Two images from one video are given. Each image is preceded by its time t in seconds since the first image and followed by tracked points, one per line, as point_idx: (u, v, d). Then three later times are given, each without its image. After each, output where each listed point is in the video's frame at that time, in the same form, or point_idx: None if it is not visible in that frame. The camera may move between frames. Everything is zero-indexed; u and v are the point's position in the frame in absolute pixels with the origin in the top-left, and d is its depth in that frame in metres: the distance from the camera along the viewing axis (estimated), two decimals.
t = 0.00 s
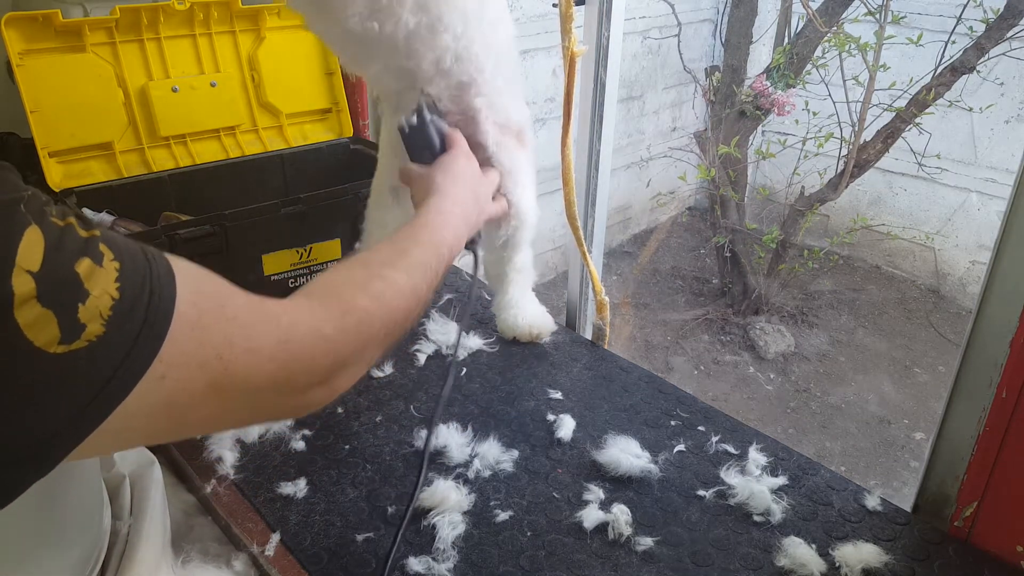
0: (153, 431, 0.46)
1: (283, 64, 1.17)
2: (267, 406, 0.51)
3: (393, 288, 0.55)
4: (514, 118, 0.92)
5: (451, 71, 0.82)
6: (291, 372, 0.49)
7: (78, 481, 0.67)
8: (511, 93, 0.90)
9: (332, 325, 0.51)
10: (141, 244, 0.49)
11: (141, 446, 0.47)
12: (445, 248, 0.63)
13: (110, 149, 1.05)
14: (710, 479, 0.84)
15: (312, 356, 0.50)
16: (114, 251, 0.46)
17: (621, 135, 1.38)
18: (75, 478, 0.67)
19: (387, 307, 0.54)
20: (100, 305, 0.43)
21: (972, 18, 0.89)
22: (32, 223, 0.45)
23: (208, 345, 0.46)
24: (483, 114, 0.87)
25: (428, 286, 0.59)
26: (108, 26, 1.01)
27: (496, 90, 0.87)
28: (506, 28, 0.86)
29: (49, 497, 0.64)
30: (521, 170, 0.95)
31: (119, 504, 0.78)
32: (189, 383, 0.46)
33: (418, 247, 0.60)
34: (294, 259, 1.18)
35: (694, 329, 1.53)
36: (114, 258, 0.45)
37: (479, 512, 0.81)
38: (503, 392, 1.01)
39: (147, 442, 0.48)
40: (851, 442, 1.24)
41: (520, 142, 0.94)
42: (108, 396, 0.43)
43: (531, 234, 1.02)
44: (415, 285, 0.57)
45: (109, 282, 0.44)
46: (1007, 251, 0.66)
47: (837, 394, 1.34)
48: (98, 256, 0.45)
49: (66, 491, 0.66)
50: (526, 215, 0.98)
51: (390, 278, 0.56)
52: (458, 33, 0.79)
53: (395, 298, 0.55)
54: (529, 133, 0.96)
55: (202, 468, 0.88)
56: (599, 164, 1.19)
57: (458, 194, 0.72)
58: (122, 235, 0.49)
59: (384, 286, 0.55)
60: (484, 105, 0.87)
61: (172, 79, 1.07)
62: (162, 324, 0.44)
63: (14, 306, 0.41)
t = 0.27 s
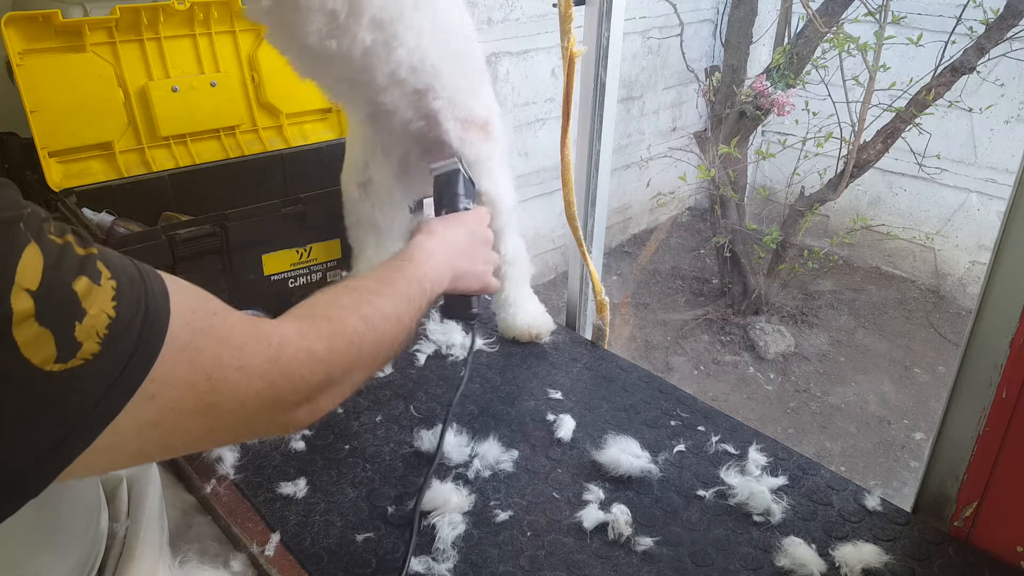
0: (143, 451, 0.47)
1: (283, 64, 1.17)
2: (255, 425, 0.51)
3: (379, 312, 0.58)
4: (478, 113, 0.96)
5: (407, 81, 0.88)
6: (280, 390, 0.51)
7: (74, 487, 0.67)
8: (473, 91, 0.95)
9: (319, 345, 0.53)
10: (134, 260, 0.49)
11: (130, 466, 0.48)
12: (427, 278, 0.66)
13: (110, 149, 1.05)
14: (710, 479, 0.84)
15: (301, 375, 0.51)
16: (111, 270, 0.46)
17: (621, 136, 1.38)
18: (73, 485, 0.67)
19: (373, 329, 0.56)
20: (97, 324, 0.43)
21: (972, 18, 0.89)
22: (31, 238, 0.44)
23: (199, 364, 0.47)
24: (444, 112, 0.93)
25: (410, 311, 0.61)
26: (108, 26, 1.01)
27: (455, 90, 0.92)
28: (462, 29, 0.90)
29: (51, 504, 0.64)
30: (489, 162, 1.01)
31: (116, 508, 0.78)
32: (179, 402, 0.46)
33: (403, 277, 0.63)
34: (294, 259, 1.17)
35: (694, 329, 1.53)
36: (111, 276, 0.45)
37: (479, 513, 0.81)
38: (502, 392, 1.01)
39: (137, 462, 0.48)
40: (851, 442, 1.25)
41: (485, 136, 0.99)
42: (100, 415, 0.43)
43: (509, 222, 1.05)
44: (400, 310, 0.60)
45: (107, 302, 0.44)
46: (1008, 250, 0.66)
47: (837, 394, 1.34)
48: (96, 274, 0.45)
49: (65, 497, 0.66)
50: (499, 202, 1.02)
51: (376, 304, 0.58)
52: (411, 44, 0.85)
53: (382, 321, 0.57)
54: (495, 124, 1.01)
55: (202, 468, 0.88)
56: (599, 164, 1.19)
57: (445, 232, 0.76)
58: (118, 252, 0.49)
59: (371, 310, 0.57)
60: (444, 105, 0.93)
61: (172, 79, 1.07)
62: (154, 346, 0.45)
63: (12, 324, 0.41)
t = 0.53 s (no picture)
0: (155, 422, 0.47)
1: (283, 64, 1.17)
2: (263, 393, 0.52)
3: (374, 280, 0.59)
4: (471, 112, 0.96)
5: (395, 80, 0.89)
6: (287, 357, 0.51)
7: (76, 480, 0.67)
8: (469, 89, 0.95)
9: (320, 312, 0.53)
10: (142, 240, 0.49)
11: (141, 437, 0.48)
12: (415, 250, 0.68)
13: (110, 149, 1.05)
14: (710, 479, 0.84)
15: (307, 341, 0.52)
16: (122, 249, 0.46)
17: (621, 135, 1.38)
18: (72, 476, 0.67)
19: (370, 295, 0.57)
20: (115, 300, 0.44)
21: (972, 18, 0.89)
22: (48, 223, 0.44)
23: (209, 335, 0.47)
24: (436, 113, 0.94)
25: (400, 277, 0.62)
26: (108, 26, 1.01)
27: (450, 89, 0.92)
28: (451, 26, 0.90)
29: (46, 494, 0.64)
30: (488, 159, 1.00)
31: (116, 506, 0.77)
32: (190, 372, 0.47)
33: (390, 250, 0.65)
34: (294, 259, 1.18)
35: (694, 329, 1.53)
36: (123, 254, 0.46)
37: (479, 512, 0.81)
38: (502, 392, 1.01)
39: (149, 433, 0.48)
40: (851, 443, 1.25)
41: (482, 133, 0.99)
42: (117, 391, 0.44)
43: (506, 221, 1.05)
44: (392, 278, 0.61)
45: (121, 279, 0.44)
46: (1008, 251, 0.66)
47: (837, 394, 1.34)
48: (108, 253, 0.45)
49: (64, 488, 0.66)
50: (494, 201, 1.02)
51: (369, 273, 0.59)
52: (397, 45, 0.85)
53: (377, 289, 0.59)
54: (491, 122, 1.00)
55: (202, 468, 0.88)
56: (599, 164, 1.19)
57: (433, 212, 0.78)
58: (125, 232, 0.49)
59: (366, 279, 0.58)
60: (436, 105, 0.93)
61: (172, 79, 1.07)
62: (164, 318, 0.45)
63: (37, 304, 0.41)
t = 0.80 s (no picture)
0: (173, 393, 0.49)
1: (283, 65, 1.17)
2: (272, 365, 0.55)
3: (374, 258, 0.62)
4: (475, 110, 0.96)
5: (399, 73, 0.88)
6: (294, 329, 0.54)
7: (75, 478, 0.67)
8: (472, 87, 0.95)
9: (324, 286, 0.56)
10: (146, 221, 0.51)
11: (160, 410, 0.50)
12: (412, 232, 0.70)
13: (110, 149, 1.05)
14: (710, 479, 0.84)
15: (313, 314, 0.55)
16: (130, 227, 0.48)
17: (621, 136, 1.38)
18: (72, 474, 0.66)
19: (370, 271, 0.60)
20: (128, 276, 0.45)
21: (972, 18, 0.89)
22: (61, 200, 0.45)
23: (219, 307, 0.50)
24: (439, 109, 0.93)
25: (400, 256, 0.65)
26: (108, 26, 1.01)
27: (453, 86, 0.92)
28: (453, 22, 0.90)
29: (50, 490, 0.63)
30: (490, 157, 1.00)
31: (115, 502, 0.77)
32: (205, 344, 0.49)
33: (386, 232, 0.68)
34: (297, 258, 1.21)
35: (694, 329, 1.53)
36: (132, 232, 0.47)
37: (479, 512, 0.81)
38: (502, 392, 1.01)
39: (167, 407, 0.50)
40: (851, 443, 1.25)
41: (485, 132, 0.98)
42: (134, 362, 0.45)
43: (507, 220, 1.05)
44: (391, 256, 0.64)
45: (133, 255, 0.46)
46: (1008, 251, 0.66)
47: (837, 394, 1.34)
48: (119, 231, 0.47)
49: (66, 485, 0.65)
50: (496, 200, 1.02)
51: (368, 252, 0.62)
52: (400, 35, 0.85)
53: (378, 266, 0.61)
54: (494, 121, 1.00)
55: (202, 468, 0.88)
56: (599, 164, 1.19)
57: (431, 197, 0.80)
58: (131, 213, 0.51)
59: (365, 257, 0.61)
60: (439, 102, 0.93)
61: (172, 79, 1.07)
62: (178, 291, 0.47)
63: (58, 279, 0.42)
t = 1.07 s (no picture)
0: (172, 392, 0.49)
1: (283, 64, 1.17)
2: (271, 365, 0.54)
3: (376, 256, 0.61)
4: (472, 108, 0.97)
5: (396, 73, 0.88)
6: (294, 330, 0.53)
7: (75, 476, 0.67)
8: (469, 84, 0.96)
9: (326, 286, 0.55)
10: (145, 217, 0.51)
11: (158, 409, 0.50)
12: (415, 226, 0.69)
13: (110, 149, 1.05)
14: (710, 479, 0.84)
15: (313, 315, 0.54)
16: (128, 225, 0.47)
17: (621, 136, 1.38)
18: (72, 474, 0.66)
19: (372, 271, 0.59)
20: (125, 275, 0.45)
21: (972, 18, 0.89)
22: (58, 199, 0.45)
23: (219, 307, 0.49)
24: (436, 107, 0.94)
25: (404, 252, 0.64)
26: (108, 26, 1.01)
27: (449, 83, 0.93)
28: (451, 21, 0.91)
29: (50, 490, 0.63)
30: (489, 155, 1.01)
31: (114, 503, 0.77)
32: (203, 344, 0.48)
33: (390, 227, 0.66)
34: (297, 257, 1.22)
35: (694, 329, 1.53)
36: (130, 230, 0.47)
37: (479, 512, 0.81)
38: (502, 392, 1.01)
39: (165, 405, 0.50)
40: (851, 442, 1.25)
41: (483, 130, 1.00)
42: (131, 360, 0.45)
43: (506, 218, 1.07)
44: (394, 253, 0.63)
45: (130, 253, 0.46)
46: (1008, 251, 0.66)
47: (837, 394, 1.34)
48: (116, 229, 0.46)
49: (65, 484, 0.65)
50: (495, 197, 1.03)
51: (371, 249, 0.61)
52: (399, 34, 0.85)
53: (379, 265, 0.60)
54: (491, 119, 1.01)
55: (202, 468, 0.88)
56: (599, 164, 1.19)
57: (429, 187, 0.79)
58: (129, 211, 0.50)
59: (367, 255, 0.60)
60: (436, 99, 0.93)
61: (172, 79, 1.07)
62: (176, 290, 0.47)
63: (53, 278, 0.42)
